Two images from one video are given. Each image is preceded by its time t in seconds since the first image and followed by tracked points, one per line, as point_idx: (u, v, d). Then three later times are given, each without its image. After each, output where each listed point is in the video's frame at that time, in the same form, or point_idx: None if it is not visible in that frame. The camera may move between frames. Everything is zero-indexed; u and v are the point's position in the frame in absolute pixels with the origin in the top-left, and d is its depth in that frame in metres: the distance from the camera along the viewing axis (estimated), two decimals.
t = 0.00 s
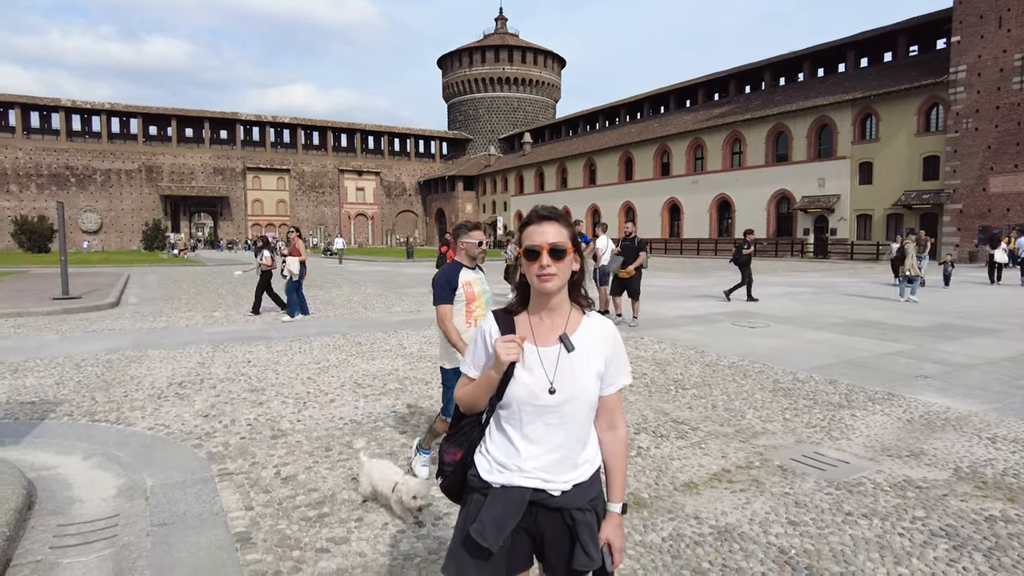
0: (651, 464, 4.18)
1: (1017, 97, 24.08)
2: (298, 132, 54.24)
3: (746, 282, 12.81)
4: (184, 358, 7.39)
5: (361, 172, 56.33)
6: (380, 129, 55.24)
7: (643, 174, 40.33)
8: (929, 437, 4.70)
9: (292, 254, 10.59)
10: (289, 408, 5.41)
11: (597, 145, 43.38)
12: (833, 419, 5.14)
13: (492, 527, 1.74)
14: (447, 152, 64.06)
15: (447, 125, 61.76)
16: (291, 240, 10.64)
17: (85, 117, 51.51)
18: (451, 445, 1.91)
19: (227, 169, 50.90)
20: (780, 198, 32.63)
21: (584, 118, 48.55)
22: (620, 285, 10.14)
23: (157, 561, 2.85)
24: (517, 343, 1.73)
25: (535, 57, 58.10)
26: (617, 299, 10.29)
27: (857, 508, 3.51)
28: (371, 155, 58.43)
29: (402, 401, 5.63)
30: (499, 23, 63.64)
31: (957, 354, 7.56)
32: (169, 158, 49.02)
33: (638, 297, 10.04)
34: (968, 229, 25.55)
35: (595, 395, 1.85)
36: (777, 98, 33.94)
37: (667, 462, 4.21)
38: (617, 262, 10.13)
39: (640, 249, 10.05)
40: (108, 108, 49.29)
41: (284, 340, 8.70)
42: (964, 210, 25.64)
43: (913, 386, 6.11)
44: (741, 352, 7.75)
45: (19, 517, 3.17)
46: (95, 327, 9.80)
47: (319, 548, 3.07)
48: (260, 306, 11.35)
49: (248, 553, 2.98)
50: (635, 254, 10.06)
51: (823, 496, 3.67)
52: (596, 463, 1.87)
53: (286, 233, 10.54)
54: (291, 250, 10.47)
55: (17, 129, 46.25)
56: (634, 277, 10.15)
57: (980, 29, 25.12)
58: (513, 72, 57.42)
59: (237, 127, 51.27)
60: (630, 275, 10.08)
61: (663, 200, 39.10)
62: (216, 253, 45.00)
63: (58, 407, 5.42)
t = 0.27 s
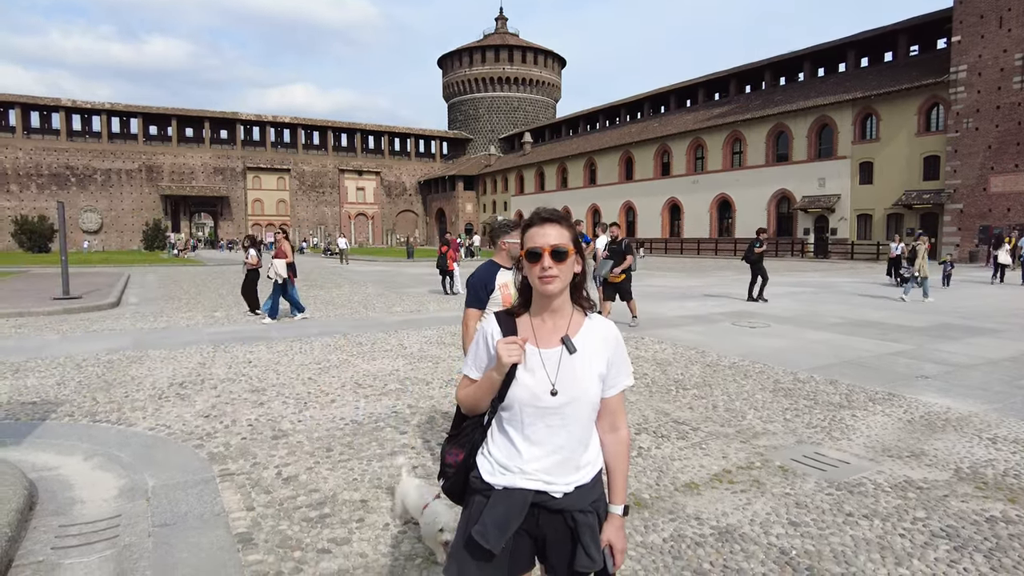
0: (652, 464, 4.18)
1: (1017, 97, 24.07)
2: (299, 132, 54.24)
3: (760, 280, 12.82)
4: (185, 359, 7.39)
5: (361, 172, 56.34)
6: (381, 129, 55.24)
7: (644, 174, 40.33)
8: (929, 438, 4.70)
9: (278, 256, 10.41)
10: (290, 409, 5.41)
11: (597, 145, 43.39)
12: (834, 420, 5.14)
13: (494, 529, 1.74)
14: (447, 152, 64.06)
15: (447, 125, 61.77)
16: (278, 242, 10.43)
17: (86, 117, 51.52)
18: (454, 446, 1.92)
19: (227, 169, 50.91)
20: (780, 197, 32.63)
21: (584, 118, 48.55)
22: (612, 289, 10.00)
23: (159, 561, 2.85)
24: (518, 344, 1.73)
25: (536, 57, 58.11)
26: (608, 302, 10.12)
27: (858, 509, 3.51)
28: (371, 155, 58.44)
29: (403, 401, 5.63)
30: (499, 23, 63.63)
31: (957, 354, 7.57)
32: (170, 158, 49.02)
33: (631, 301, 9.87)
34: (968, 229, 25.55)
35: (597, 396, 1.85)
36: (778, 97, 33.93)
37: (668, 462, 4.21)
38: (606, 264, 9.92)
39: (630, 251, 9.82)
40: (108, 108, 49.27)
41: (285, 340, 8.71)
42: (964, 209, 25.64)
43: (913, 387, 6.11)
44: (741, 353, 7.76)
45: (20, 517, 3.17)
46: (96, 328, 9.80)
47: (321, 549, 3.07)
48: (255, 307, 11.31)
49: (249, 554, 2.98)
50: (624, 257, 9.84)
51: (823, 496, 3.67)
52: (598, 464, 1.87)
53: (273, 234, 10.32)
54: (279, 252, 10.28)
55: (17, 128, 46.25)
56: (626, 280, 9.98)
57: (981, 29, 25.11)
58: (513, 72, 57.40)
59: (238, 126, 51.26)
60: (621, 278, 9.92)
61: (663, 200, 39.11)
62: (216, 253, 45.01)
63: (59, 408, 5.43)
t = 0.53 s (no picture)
0: (652, 464, 4.18)
1: (1018, 97, 24.06)
2: (299, 132, 54.25)
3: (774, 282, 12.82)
4: (186, 359, 7.40)
5: (361, 172, 56.35)
6: (381, 129, 55.26)
7: (644, 174, 40.33)
8: (929, 437, 4.71)
9: (262, 254, 10.46)
10: (290, 409, 5.42)
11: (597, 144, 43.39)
12: (833, 420, 5.14)
13: (494, 529, 1.74)
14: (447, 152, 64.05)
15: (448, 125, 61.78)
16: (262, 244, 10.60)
17: (86, 117, 51.51)
18: (453, 446, 1.91)
19: (227, 169, 50.90)
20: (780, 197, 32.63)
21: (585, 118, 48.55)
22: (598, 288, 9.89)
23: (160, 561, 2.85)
24: (518, 344, 1.73)
25: (536, 57, 58.10)
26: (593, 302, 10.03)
27: (858, 509, 3.52)
28: (371, 154, 58.46)
29: (403, 402, 5.63)
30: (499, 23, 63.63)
31: (958, 354, 7.56)
32: (170, 158, 49.01)
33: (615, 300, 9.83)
34: (968, 228, 25.55)
35: (598, 398, 1.85)
36: (778, 97, 33.93)
37: (667, 462, 4.22)
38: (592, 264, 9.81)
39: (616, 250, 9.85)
40: (109, 108, 49.27)
41: (286, 340, 8.71)
42: (964, 209, 25.64)
43: (913, 387, 6.11)
44: (741, 352, 7.76)
45: (20, 518, 3.17)
46: (96, 328, 9.81)
47: (321, 548, 3.07)
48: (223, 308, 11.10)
49: (249, 554, 2.99)
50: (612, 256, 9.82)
51: (823, 496, 3.68)
52: (597, 465, 1.87)
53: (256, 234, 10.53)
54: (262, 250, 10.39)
55: (17, 128, 46.25)
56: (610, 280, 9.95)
57: (981, 28, 25.11)
58: (513, 72, 57.40)
59: (238, 126, 51.25)
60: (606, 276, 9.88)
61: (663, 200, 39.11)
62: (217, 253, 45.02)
63: (59, 407, 5.43)
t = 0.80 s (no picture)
0: (652, 464, 4.18)
1: (1018, 97, 24.05)
2: (299, 132, 54.27)
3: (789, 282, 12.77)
4: (186, 359, 7.40)
5: (362, 172, 56.38)
6: (381, 129, 55.27)
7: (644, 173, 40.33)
8: (929, 438, 4.70)
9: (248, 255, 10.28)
10: (290, 409, 5.42)
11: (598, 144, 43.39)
12: (834, 420, 5.14)
13: (494, 530, 1.74)
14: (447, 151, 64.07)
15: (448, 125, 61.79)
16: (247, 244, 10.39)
17: (86, 117, 51.53)
18: (454, 446, 1.91)
19: (227, 169, 50.92)
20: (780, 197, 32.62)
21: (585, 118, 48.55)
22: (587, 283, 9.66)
23: (160, 561, 2.86)
24: (517, 345, 1.74)
25: (536, 57, 58.09)
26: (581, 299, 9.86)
27: (857, 509, 3.52)
28: (372, 154, 58.48)
29: (403, 402, 5.63)
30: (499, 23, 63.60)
31: (959, 354, 7.56)
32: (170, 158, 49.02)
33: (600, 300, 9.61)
34: (969, 228, 25.54)
35: (598, 399, 1.86)
36: (779, 97, 33.92)
37: (667, 462, 4.22)
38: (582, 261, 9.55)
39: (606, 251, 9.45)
40: (109, 108, 49.29)
41: (286, 340, 8.71)
42: (965, 209, 25.64)
43: (913, 387, 6.10)
44: (742, 353, 7.75)
45: (21, 517, 3.17)
46: (96, 328, 9.81)
47: (321, 549, 3.07)
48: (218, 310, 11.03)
49: (250, 555, 2.99)
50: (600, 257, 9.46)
51: (822, 497, 3.68)
52: (598, 466, 1.88)
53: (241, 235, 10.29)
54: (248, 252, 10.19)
55: (17, 128, 46.27)
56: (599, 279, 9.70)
57: (981, 28, 25.10)
58: (513, 71, 57.39)
59: (238, 126, 51.25)
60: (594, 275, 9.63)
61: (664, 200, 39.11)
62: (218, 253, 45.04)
63: (59, 408, 5.43)
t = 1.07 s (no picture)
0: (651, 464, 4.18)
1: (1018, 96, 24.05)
2: (299, 132, 54.29)
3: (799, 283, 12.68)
4: (186, 358, 7.42)
5: (362, 172, 56.42)
6: (381, 130, 55.26)
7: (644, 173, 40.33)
8: (929, 437, 4.70)
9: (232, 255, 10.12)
10: (290, 409, 5.42)
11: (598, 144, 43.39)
12: (833, 420, 5.14)
13: (492, 530, 1.74)
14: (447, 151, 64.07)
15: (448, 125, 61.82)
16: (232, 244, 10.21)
17: (87, 117, 51.55)
18: (452, 445, 1.91)
19: (228, 169, 50.93)
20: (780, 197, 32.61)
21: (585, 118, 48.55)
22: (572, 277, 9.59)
23: (159, 560, 2.86)
24: (514, 344, 1.73)
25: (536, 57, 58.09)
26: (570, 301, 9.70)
27: (857, 508, 3.51)
28: (372, 154, 58.46)
29: (403, 401, 5.64)
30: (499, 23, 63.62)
31: (958, 354, 7.56)
32: (171, 158, 49.03)
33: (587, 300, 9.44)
34: (969, 228, 25.53)
35: (597, 399, 1.86)
36: (779, 97, 33.92)
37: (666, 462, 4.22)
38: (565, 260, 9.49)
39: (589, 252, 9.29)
40: (109, 108, 49.29)
41: (285, 340, 8.73)
42: (965, 209, 25.62)
43: (913, 387, 6.10)
44: (741, 352, 7.75)
45: (19, 517, 3.17)
46: (96, 328, 9.81)
47: (320, 548, 3.08)
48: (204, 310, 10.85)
49: (249, 554, 2.98)
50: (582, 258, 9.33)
51: (822, 496, 3.68)
52: (597, 465, 1.88)
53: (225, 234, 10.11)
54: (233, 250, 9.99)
55: (18, 128, 46.29)
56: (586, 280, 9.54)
57: (981, 28, 25.11)
58: (513, 72, 57.41)
59: (239, 126, 51.26)
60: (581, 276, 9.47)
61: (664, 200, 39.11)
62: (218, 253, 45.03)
63: (59, 408, 5.43)
